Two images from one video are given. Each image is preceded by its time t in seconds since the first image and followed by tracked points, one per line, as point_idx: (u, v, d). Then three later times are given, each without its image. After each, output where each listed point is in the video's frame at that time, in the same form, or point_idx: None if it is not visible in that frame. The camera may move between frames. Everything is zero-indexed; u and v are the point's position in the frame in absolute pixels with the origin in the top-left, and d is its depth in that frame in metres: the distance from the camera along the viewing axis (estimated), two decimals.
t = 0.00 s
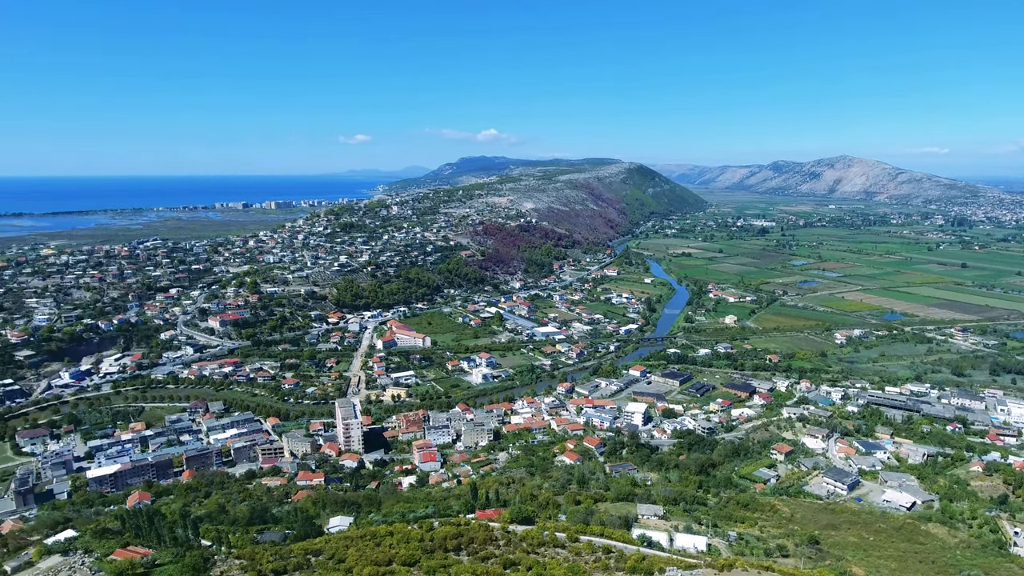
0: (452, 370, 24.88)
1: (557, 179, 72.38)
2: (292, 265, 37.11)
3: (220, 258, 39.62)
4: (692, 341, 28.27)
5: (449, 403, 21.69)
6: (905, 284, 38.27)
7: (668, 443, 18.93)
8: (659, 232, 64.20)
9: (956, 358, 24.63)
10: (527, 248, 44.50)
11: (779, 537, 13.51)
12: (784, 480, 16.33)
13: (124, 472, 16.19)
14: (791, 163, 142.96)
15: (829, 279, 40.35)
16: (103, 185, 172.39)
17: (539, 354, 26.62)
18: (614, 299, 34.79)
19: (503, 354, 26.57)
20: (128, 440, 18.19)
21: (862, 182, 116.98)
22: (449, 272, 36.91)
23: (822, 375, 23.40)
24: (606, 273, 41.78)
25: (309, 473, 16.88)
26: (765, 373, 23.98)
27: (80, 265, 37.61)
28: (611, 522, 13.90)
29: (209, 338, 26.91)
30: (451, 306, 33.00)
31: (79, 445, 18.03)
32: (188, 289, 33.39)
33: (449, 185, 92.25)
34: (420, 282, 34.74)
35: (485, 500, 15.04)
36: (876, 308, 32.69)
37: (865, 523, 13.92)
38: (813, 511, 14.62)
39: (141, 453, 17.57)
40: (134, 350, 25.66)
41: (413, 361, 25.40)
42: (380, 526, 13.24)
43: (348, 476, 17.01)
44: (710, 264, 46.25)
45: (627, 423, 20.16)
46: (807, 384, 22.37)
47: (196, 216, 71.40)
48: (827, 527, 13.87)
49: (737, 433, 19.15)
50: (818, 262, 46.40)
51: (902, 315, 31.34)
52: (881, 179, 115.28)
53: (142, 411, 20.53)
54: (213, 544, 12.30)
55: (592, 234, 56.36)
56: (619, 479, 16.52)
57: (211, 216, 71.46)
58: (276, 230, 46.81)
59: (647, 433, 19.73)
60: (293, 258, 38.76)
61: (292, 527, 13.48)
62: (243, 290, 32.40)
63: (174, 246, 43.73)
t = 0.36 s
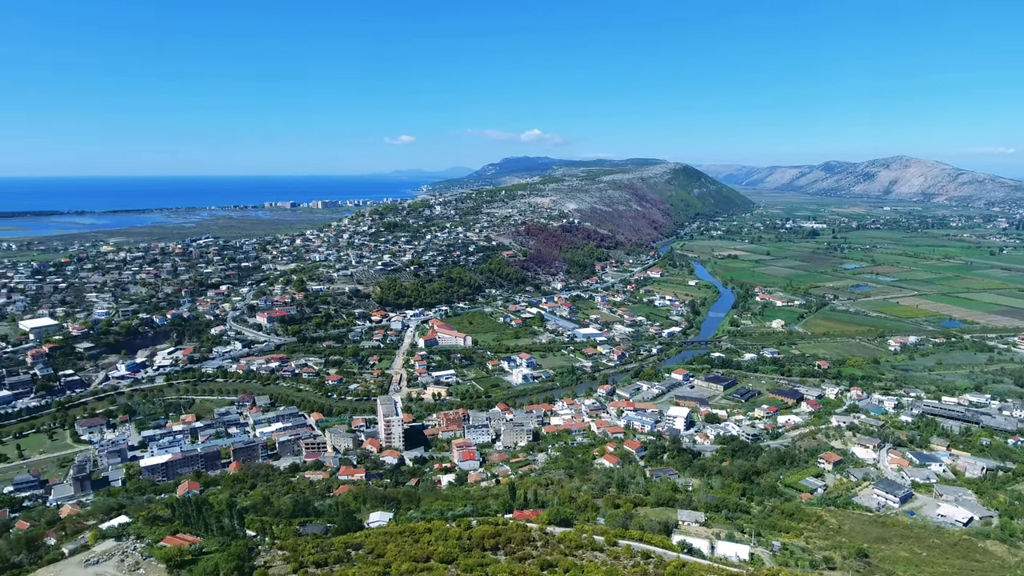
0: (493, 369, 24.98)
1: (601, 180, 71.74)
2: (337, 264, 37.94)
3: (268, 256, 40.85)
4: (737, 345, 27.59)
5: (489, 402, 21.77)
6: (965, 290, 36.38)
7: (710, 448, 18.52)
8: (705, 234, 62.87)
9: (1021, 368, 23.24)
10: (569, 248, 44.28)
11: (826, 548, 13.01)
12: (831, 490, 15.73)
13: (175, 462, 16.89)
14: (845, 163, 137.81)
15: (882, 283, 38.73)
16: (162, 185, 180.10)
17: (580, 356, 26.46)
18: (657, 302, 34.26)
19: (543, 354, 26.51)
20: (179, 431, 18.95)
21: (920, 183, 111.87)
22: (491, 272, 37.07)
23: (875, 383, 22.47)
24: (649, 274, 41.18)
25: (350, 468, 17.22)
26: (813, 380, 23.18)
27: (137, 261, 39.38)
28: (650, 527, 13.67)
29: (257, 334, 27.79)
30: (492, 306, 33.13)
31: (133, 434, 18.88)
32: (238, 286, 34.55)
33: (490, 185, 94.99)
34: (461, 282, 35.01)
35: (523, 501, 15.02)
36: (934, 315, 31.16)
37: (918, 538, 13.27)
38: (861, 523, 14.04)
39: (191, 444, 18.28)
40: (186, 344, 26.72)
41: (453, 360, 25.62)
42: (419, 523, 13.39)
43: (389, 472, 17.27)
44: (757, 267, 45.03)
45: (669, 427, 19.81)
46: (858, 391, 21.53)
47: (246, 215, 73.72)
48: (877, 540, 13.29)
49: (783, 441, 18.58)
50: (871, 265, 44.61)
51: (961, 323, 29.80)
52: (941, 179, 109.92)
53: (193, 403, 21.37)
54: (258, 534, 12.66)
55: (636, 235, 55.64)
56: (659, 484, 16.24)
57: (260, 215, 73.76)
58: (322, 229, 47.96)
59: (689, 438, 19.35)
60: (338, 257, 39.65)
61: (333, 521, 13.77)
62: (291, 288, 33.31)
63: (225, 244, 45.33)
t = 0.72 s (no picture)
0: (538, 370, 24.95)
1: (650, 180, 70.67)
2: (386, 262, 38.68)
3: (320, 254, 42.04)
4: (790, 351, 26.67)
5: (533, 403, 21.75)
6: None
7: (760, 456, 17.96)
8: (757, 236, 61.06)
9: None
10: (616, 250, 43.80)
11: (882, 565, 12.40)
12: (889, 504, 14.99)
13: (228, 452, 17.57)
14: (910, 163, 131.34)
15: (948, 289, 36.72)
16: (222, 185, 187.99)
17: (626, 358, 26.12)
18: (707, 305, 33.48)
19: (589, 356, 26.31)
20: (232, 423, 19.70)
21: (991, 185, 105.57)
22: (537, 272, 37.05)
23: (938, 394, 21.32)
24: (699, 277, 40.29)
25: (395, 464, 17.50)
26: (871, 389, 22.17)
27: (197, 258, 41.20)
28: (696, 534, 13.35)
29: (308, 330, 28.63)
30: (537, 307, 33.11)
31: (190, 424, 19.73)
32: (290, 283, 35.69)
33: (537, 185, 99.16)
34: (507, 282, 35.13)
35: (565, 503, 14.92)
36: (1005, 323, 29.32)
37: (982, 558, 12.49)
38: (921, 539, 13.32)
39: (244, 435, 18.96)
40: (240, 339, 27.77)
41: (498, 360, 25.73)
42: (462, 521, 13.49)
43: (433, 469, 17.47)
44: (813, 271, 43.43)
45: (716, 433, 19.31)
46: (920, 402, 20.47)
47: (299, 214, 76.01)
48: (938, 557, 12.58)
49: (837, 451, 17.84)
50: (936, 271, 42.34)
51: None
52: (1016, 180, 103.39)
53: (246, 396, 22.18)
54: (305, 526, 13.02)
55: (685, 236, 54.55)
56: (705, 491, 15.85)
57: (312, 214, 76.07)
58: (372, 229, 49.01)
59: (738, 445, 18.81)
60: (386, 256, 40.43)
61: (378, 515, 14.02)
62: (341, 285, 34.17)
63: (279, 242, 46.87)
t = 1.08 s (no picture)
0: (577, 371, 24.80)
1: (694, 181, 69.37)
2: (427, 262, 39.14)
3: (362, 253, 42.86)
4: (839, 357, 25.74)
5: (572, 405, 21.63)
6: None
7: (805, 464, 17.40)
8: (805, 238, 59.17)
9: None
10: (659, 251, 43.16)
11: None
12: (942, 518, 14.27)
13: (272, 446, 18.10)
14: (973, 163, 124.97)
15: (1010, 296, 34.79)
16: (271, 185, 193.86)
17: (667, 361, 25.70)
18: (751, 309, 32.63)
19: (629, 358, 26.01)
20: (277, 417, 20.27)
21: None
22: (578, 273, 36.84)
23: (998, 405, 20.20)
24: (744, 280, 39.31)
25: (434, 462, 17.68)
26: (924, 398, 21.19)
27: (246, 256, 42.57)
28: (737, 542, 13.00)
29: (350, 328, 29.22)
30: (578, 308, 32.92)
31: (236, 417, 20.41)
32: (334, 281, 36.50)
33: (580, 185, 101.85)
34: (548, 283, 35.06)
35: (603, 506, 14.78)
36: None
37: None
38: (978, 556, 12.63)
39: (287, 429, 19.48)
40: (285, 335, 28.55)
41: (538, 360, 25.69)
42: (499, 520, 13.52)
43: (471, 468, 17.58)
44: (864, 274, 41.82)
45: (760, 440, 18.80)
46: (978, 414, 19.46)
47: (344, 213, 77.63)
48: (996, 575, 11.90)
49: (888, 462, 17.12)
50: (997, 276, 40.19)
51: None
52: None
53: (289, 391, 22.79)
54: (345, 519, 13.28)
55: (730, 238, 53.32)
56: (748, 498, 15.44)
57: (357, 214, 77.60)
58: (414, 228, 49.68)
59: (783, 452, 18.27)
60: (428, 255, 40.90)
61: (417, 512, 14.19)
62: (383, 284, 34.74)
63: (324, 241, 47.99)
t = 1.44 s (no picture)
0: (624, 374, 24.48)
1: (750, 181, 67.46)
2: (475, 261, 39.46)
3: (412, 252, 43.58)
4: (901, 366, 24.49)
5: (618, 408, 21.37)
6: None
7: (863, 477, 16.63)
8: (867, 242, 56.60)
9: None
10: (710, 253, 42.17)
11: None
12: (1013, 539, 13.33)
13: (322, 439, 18.62)
14: None
15: None
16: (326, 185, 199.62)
17: (717, 366, 25.06)
18: (807, 314, 31.44)
19: (678, 362, 25.49)
20: (327, 411, 20.85)
21: None
22: (626, 275, 36.39)
23: None
24: (800, 284, 37.94)
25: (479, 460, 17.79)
26: (995, 412, 19.92)
27: (301, 254, 43.97)
28: (788, 554, 12.54)
29: (399, 326, 29.75)
30: (626, 310, 32.50)
31: (288, 411, 21.11)
32: (384, 280, 37.26)
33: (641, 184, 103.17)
34: (596, 284, 34.78)
35: (649, 512, 14.53)
36: None
37: None
38: None
39: (337, 424, 20.00)
40: (336, 331, 29.33)
41: (584, 362, 25.50)
42: (543, 521, 13.49)
43: (515, 468, 17.60)
44: (930, 280, 39.67)
45: (815, 450, 18.07)
46: None
47: (395, 213, 79.14)
48: None
49: (953, 477, 16.18)
50: None
51: None
52: None
53: (339, 386, 23.40)
54: (390, 513, 13.52)
55: (786, 241, 51.58)
56: (801, 510, 14.87)
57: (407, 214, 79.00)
58: (463, 228, 50.19)
59: (839, 463, 17.52)
60: (476, 255, 41.24)
61: (461, 509, 14.30)
62: (431, 283, 35.22)
63: (375, 240, 49.06)
